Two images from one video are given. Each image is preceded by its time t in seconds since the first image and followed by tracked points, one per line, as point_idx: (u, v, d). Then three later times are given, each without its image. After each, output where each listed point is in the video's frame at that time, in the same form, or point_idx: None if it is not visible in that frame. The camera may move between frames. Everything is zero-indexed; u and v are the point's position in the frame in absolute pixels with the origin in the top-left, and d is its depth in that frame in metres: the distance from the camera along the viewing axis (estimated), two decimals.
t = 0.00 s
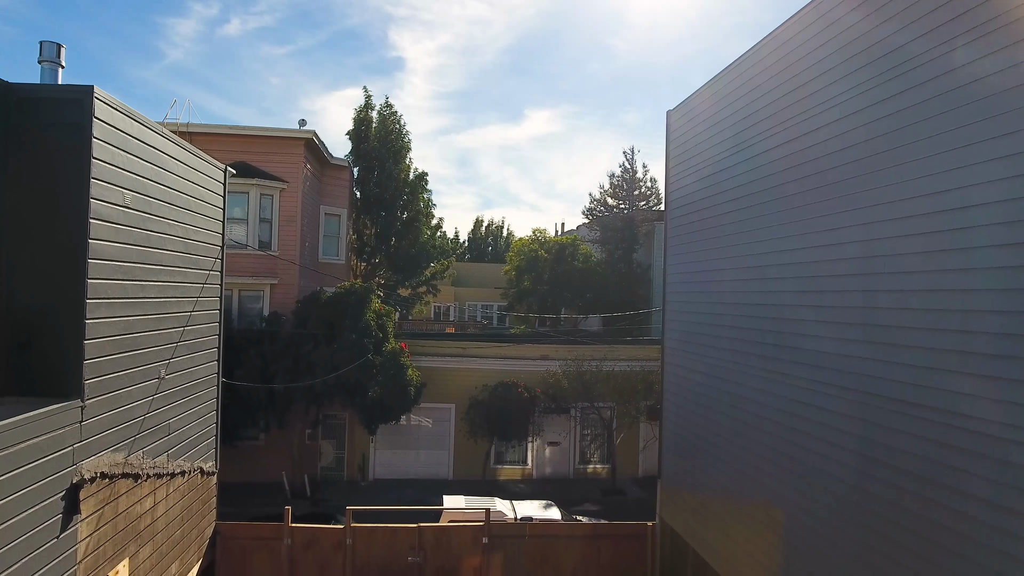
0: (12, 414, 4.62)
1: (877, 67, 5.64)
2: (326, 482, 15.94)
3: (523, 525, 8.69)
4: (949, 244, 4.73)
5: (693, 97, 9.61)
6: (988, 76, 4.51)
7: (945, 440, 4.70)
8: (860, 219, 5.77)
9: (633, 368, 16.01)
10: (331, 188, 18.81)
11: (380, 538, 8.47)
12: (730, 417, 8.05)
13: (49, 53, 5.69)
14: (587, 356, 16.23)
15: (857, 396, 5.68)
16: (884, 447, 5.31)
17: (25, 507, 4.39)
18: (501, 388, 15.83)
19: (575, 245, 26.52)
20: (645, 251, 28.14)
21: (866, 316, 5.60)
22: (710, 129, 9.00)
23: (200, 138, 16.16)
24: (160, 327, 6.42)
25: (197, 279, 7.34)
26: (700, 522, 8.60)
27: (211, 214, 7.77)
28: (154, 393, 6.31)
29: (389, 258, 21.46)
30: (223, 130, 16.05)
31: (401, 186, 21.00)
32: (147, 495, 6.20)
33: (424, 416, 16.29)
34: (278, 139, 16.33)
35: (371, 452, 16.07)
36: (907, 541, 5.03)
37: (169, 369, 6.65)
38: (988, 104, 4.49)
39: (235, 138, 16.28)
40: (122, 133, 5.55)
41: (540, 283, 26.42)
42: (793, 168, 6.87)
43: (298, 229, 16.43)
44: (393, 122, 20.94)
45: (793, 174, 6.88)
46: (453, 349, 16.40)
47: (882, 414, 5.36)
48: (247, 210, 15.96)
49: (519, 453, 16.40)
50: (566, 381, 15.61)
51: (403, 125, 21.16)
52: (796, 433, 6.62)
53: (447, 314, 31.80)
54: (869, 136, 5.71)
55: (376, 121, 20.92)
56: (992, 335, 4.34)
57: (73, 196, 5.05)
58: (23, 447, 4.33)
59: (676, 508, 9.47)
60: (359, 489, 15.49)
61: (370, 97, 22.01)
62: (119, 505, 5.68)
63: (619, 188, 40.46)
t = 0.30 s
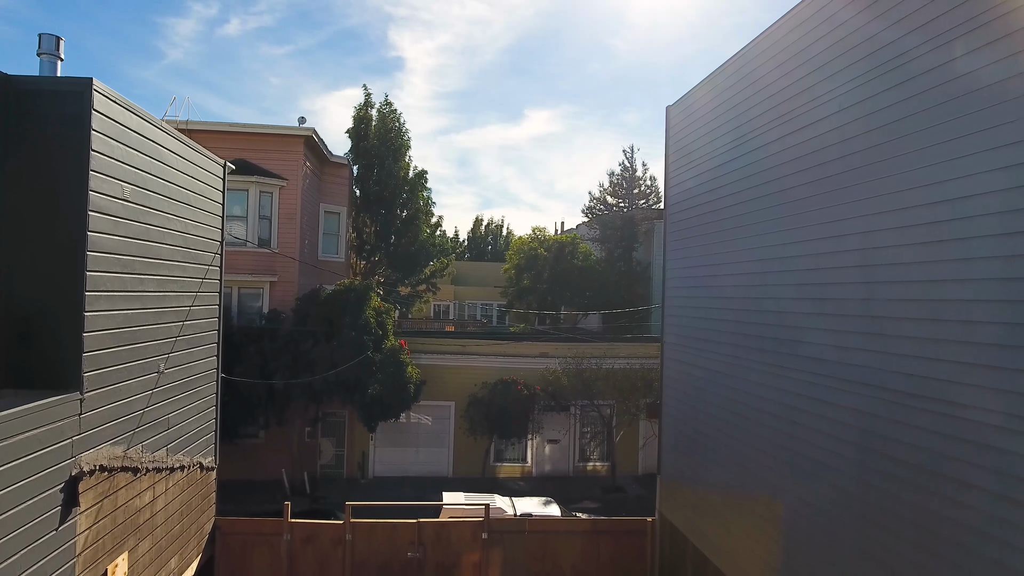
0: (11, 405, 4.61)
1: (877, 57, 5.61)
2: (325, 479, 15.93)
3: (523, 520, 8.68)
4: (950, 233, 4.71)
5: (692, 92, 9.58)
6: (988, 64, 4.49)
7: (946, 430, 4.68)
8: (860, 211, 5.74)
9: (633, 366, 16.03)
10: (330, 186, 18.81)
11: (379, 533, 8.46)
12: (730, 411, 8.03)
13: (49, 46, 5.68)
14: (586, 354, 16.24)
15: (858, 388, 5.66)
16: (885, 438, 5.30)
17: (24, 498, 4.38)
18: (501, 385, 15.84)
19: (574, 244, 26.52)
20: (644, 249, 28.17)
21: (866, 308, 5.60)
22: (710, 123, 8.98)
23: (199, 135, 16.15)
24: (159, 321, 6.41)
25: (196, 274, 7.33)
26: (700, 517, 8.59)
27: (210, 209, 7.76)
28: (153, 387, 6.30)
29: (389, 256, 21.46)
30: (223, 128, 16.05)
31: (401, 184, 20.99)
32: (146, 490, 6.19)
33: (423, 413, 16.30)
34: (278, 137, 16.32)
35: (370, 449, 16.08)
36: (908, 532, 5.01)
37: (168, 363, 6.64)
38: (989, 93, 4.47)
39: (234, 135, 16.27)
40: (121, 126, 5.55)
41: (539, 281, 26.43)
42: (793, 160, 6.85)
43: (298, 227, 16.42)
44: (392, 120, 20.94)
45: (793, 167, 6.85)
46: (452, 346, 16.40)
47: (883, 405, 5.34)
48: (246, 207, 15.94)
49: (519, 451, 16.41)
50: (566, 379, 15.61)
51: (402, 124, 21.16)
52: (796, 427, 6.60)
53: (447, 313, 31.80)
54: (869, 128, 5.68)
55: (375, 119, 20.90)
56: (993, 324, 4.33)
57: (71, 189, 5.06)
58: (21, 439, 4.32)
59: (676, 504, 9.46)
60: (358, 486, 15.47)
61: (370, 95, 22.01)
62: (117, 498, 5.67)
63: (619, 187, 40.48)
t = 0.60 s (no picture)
0: (9, 396, 4.60)
1: (877, 49, 5.60)
2: (325, 477, 15.93)
3: (522, 516, 8.67)
4: (950, 223, 4.70)
5: (691, 87, 9.56)
6: (988, 54, 4.48)
7: (946, 420, 4.66)
8: (860, 203, 5.72)
9: (633, 364, 16.03)
10: (330, 184, 18.81)
11: (379, 529, 8.45)
12: (730, 406, 8.01)
13: (47, 38, 5.68)
14: (586, 352, 16.23)
15: (858, 381, 5.64)
16: (885, 431, 5.28)
17: (22, 490, 4.37)
18: (500, 382, 15.84)
19: (574, 243, 26.52)
20: (644, 248, 28.19)
21: (866, 300, 5.59)
22: (709, 119, 8.96)
23: (199, 133, 16.14)
24: (159, 315, 6.41)
25: (195, 269, 7.32)
26: (700, 513, 8.57)
27: (210, 204, 7.75)
28: (152, 381, 6.29)
29: (388, 255, 21.45)
30: (222, 125, 16.03)
31: (401, 182, 20.99)
32: (145, 483, 6.17)
33: (423, 411, 16.29)
34: (277, 135, 16.31)
35: (370, 447, 16.08)
36: (907, 523, 5.00)
37: (167, 357, 6.63)
38: (988, 82, 4.46)
39: (234, 132, 16.26)
40: (120, 118, 5.54)
41: (539, 280, 26.44)
42: (792, 154, 6.83)
43: (297, 225, 16.41)
44: (392, 118, 20.94)
45: (792, 160, 6.83)
46: (452, 344, 16.40)
47: (883, 397, 5.32)
48: (246, 205, 15.93)
49: (518, 449, 16.41)
50: (566, 378, 15.62)
51: (402, 122, 21.16)
52: (796, 421, 6.59)
53: (446, 312, 31.80)
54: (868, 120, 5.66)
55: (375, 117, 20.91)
56: (993, 313, 4.31)
57: (70, 182, 5.05)
58: (19, 431, 4.31)
59: (676, 499, 9.42)
60: (358, 484, 15.45)
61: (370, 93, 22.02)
62: (117, 492, 5.66)
63: (619, 185, 40.47)
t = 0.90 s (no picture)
0: (10, 389, 4.60)
1: (877, 40, 5.58)
2: (324, 475, 15.92)
3: (522, 512, 8.67)
4: (950, 213, 4.69)
5: (691, 82, 9.54)
6: (989, 44, 4.46)
7: (945, 410, 4.65)
8: (860, 194, 5.71)
9: (633, 361, 16.03)
10: (329, 182, 18.80)
11: (378, 524, 8.45)
12: (728, 401, 8.01)
13: (47, 31, 5.68)
14: (585, 349, 16.23)
15: (856, 373, 5.63)
16: (884, 422, 5.27)
17: (22, 482, 4.36)
18: (500, 380, 15.85)
19: (574, 241, 26.52)
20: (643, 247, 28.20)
21: (865, 292, 5.58)
22: (709, 113, 8.94)
23: (198, 131, 16.14)
24: (158, 310, 6.40)
25: (194, 264, 7.31)
26: (699, 509, 8.56)
27: (209, 199, 7.75)
28: (151, 376, 6.29)
29: (388, 253, 21.44)
30: (222, 123, 16.03)
31: (400, 180, 20.99)
32: (144, 478, 6.17)
33: (423, 409, 16.29)
34: (277, 132, 16.30)
35: (369, 445, 16.07)
36: (906, 515, 4.98)
37: (166, 352, 6.62)
38: (989, 71, 4.44)
39: (234, 130, 16.26)
40: (119, 112, 5.53)
41: (539, 278, 26.42)
42: (792, 146, 6.81)
43: (296, 222, 16.41)
44: (392, 116, 20.94)
45: (792, 152, 6.81)
46: (451, 341, 16.39)
47: (882, 389, 5.31)
48: (246, 202, 15.91)
49: (518, 447, 16.42)
50: (566, 375, 15.61)
51: (402, 120, 21.16)
52: (794, 415, 6.58)
53: (446, 311, 31.80)
54: (868, 111, 5.65)
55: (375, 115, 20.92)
56: (992, 303, 4.30)
57: (71, 176, 5.04)
58: (19, 422, 4.31)
59: (675, 494, 9.41)
60: (357, 481, 15.44)
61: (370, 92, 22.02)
62: (116, 486, 5.66)
63: (619, 184, 40.48)
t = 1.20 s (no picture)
0: (10, 380, 4.60)
1: (878, 32, 5.54)
2: (324, 473, 15.91)
3: (522, 507, 8.66)
4: (950, 205, 4.67)
5: (691, 77, 9.51)
6: (989, 34, 4.43)
7: (946, 400, 4.64)
8: (861, 187, 5.69)
9: (633, 359, 16.01)
10: (329, 180, 18.80)
11: (379, 520, 8.44)
12: (728, 395, 8.00)
13: (47, 24, 5.67)
14: (585, 347, 16.23)
15: (857, 365, 5.62)
16: (884, 413, 5.26)
17: (22, 474, 4.36)
18: (500, 378, 15.84)
19: (574, 240, 26.53)
20: (643, 246, 28.22)
21: (865, 289, 5.56)
22: (709, 112, 8.92)
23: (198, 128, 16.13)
24: (158, 304, 6.40)
25: (194, 259, 7.30)
26: (699, 504, 8.55)
27: (209, 194, 7.73)
28: (151, 370, 6.28)
29: (388, 251, 21.45)
30: (222, 120, 16.04)
31: (400, 178, 20.98)
32: (144, 472, 6.16)
33: (423, 407, 16.29)
34: (277, 130, 16.30)
35: (369, 443, 16.06)
36: (907, 506, 4.97)
37: (166, 346, 6.61)
38: (990, 61, 4.41)
39: (234, 128, 16.26)
40: (119, 105, 5.52)
41: (539, 276, 26.40)
42: (793, 140, 6.78)
43: (296, 220, 16.41)
44: (392, 115, 20.95)
45: (793, 146, 6.79)
46: (451, 339, 16.40)
47: (882, 380, 5.30)
48: (246, 200, 15.91)
49: (518, 444, 16.41)
50: (566, 373, 15.59)
51: (402, 118, 21.16)
52: (794, 409, 6.58)
53: (446, 309, 31.80)
54: (869, 104, 5.63)
55: (375, 113, 20.93)
56: (991, 293, 4.29)
57: (72, 168, 5.03)
58: (19, 413, 4.30)
59: (675, 489, 9.41)
60: (357, 478, 15.43)
61: (370, 90, 22.02)
62: (116, 479, 5.65)
63: (619, 182, 40.49)
